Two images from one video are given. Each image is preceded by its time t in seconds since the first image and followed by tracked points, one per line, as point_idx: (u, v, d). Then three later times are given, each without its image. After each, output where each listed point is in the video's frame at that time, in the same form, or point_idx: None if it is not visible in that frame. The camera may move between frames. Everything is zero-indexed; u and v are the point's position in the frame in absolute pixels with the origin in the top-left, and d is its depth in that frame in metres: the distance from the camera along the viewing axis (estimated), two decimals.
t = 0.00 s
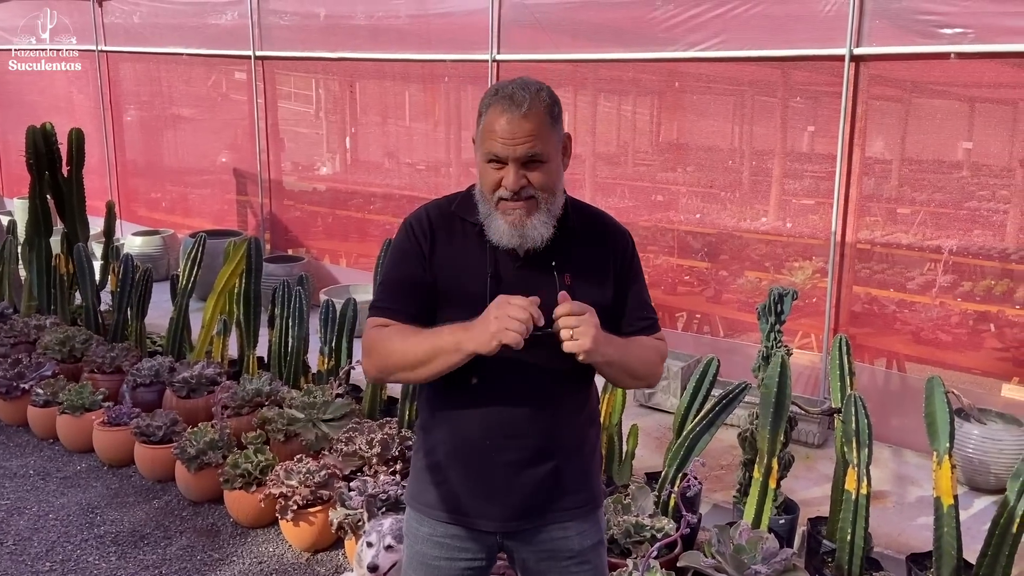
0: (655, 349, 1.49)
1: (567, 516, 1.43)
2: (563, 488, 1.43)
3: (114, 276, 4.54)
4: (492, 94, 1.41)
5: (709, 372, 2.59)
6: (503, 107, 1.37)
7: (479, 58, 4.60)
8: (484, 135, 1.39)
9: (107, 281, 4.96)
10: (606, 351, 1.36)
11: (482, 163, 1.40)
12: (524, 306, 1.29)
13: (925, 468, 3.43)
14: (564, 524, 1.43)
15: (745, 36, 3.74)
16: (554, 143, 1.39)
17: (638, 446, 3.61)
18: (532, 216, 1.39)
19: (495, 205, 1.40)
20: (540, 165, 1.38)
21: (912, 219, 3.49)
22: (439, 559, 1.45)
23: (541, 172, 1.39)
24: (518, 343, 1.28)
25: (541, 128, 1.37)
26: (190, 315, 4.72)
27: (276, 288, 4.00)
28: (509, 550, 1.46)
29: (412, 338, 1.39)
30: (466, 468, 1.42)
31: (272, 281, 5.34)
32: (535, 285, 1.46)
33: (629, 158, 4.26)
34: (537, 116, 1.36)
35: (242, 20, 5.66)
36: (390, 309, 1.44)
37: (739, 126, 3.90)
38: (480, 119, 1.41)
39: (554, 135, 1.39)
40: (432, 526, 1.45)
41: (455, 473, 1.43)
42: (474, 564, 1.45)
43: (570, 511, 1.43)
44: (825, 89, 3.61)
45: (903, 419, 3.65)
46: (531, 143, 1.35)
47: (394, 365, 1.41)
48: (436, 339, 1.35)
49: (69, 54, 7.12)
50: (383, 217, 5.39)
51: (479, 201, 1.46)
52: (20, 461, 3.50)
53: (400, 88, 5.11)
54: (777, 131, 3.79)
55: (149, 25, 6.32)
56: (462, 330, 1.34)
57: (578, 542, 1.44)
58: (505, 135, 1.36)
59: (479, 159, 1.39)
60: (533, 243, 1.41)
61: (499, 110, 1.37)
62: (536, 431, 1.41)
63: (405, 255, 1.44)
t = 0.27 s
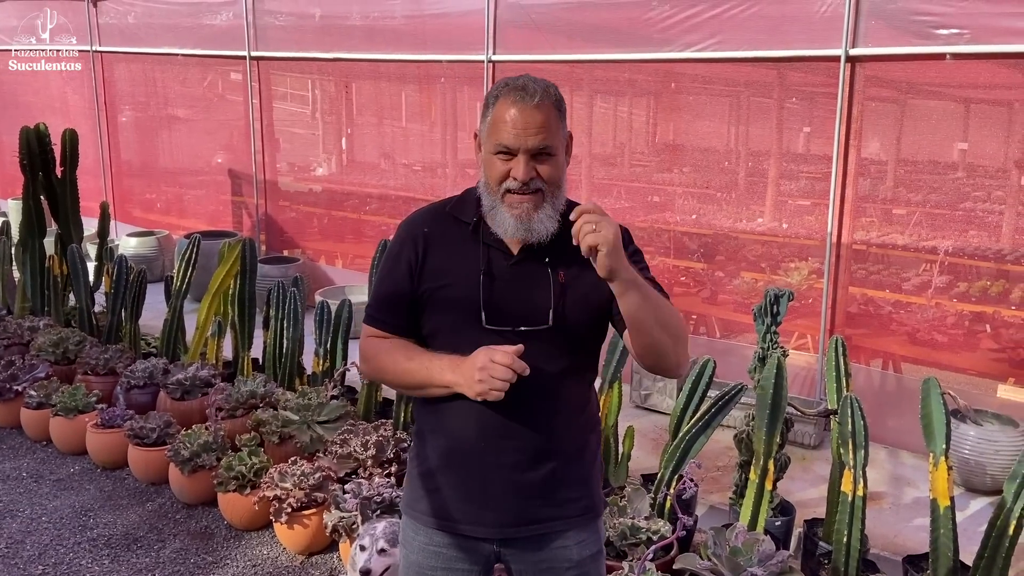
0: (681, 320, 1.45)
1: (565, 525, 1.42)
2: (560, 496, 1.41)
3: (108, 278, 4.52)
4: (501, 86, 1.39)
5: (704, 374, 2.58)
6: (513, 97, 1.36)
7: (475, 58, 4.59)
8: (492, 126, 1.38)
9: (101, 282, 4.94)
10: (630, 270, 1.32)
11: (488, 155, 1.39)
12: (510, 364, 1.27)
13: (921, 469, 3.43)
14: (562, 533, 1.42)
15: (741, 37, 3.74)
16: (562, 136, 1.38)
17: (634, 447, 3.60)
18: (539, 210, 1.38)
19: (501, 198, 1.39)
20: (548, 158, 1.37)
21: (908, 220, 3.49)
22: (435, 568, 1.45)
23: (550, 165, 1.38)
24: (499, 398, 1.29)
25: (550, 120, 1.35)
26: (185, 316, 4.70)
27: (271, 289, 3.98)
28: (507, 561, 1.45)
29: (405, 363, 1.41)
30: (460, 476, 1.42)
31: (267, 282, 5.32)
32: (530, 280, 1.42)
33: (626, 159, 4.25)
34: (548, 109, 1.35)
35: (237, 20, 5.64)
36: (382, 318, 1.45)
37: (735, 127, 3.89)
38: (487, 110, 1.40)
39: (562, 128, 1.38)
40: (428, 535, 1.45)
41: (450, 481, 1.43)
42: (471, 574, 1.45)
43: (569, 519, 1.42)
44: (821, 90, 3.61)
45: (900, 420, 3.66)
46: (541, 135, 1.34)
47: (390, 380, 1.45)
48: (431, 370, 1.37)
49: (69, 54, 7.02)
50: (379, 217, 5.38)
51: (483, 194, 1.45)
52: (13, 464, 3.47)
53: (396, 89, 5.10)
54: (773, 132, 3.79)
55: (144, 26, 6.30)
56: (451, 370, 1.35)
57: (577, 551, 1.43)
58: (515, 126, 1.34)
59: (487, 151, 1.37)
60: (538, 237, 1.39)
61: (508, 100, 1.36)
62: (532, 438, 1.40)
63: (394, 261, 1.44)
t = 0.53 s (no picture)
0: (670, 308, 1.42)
1: (556, 530, 1.40)
2: (551, 500, 1.40)
3: (102, 279, 4.50)
4: (496, 88, 1.38)
5: (700, 375, 2.57)
6: (508, 100, 1.35)
7: (470, 59, 4.58)
8: (486, 129, 1.37)
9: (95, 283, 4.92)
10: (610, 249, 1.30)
11: (482, 157, 1.38)
12: (494, 355, 1.27)
13: (917, 470, 3.43)
14: (553, 538, 1.41)
15: (737, 37, 3.73)
16: (557, 140, 1.37)
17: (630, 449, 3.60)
18: (533, 213, 1.37)
19: (494, 201, 1.38)
20: (542, 161, 1.36)
21: (904, 220, 3.49)
22: (427, 571, 1.43)
23: (544, 168, 1.36)
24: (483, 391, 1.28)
25: (544, 124, 1.34)
26: (179, 317, 4.69)
27: (265, 290, 3.96)
28: (498, 565, 1.44)
29: (396, 360, 1.41)
30: (452, 477, 1.41)
31: (263, 283, 5.31)
32: (520, 279, 1.40)
33: (622, 160, 4.25)
34: (542, 113, 1.34)
35: (232, 20, 5.63)
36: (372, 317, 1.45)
37: (731, 127, 3.89)
38: (482, 112, 1.38)
39: (557, 131, 1.37)
40: (419, 536, 1.44)
41: (442, 482, 1.42)
42: None
43: (560, 524, 1.40)
44: (816, 91, 3.61)
45: (895, 420, 3.66)
46: (536, 139, 1.33)
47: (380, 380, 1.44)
48: (420, 366, 1.37)
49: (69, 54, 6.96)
50: (375, 218, 5.36)
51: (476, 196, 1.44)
52: (5, 466, 3.46)
53: (392, 89, 5.09)
54: (769, 133, 3.79)
55: (139, 26, 6.28)
56: (439, 367, 1.34)
57: (568, 557, 1.42)
58: (509, 130, 1.33)
59: (481, 153, 1.36)
60: (531, 240, 1.38)
61: (502, 103, 1.35)
62: (525, 440, 1.38)
63: (385, 261, 1.44)
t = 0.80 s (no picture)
0: (662, 311, 1.41)
1: (549, 530, 1.39)
2: (545, 501, 1.39)
3: (96, 279, 4.48)
4: (488, 88, 1.37)
5: (696, 376, 2.57)
6: (500, 101, 1.34)
7: (466, 59, 4.57)
8: (477, 129, 1.36)
9: (89, 284, 4.90)
10: (605, 259, 1.29)
11: (474, 158, 1.37)
12: (484, 358, 1.26)
13: (913, 470, 3.43)
14: (546, 538, 1.40)
15: (732, 38, 3.73)
16: (549, 141, 1.36)
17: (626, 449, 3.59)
18: (525, 214, 1.36)
19: (487, 202, 1.37)
20: (534, 162, 1.35)
21: (899, 221, 3.49)
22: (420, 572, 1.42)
23: (536, 169, 1.36)
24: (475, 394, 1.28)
25: (536, 125, 1.34)
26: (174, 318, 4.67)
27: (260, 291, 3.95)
28: (492, 566, 1.43)
29: (388, 363, 1.40)
30: (445, 478, 1.40)
31: (258, 283, 5.29)
32: (512, 281, 1.40)
33: (618, 160, 4.24)
34: (534, 114, 1.33)
35: (227, 20, 5.61)
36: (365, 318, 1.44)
37: (727, 128, 3.88)
38: (474, 112, 1.38)
39: (549, 132, 1.36)
40: (412, 538, 1.43)
41: (435, 483, 1.41)
42: None
43: (553, 524, 1.40)
44: (812, 91, 3.61)
45: (891, 420, 3.66)
46: (528, 140, 1.32)
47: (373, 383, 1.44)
48: (412, 368, 1.37)
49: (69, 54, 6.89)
50: (371, 219, 5.35)
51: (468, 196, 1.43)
52: None
53: (387, 89, 5.08)
54: (765, 133, 3.79)
55: (134, 26, 6.27)
56: (430, 369, 1.34)
57: (561, 558, 1.41)
58: (501, 131, 1.32)
59: (472, 154, 1.35)
60: (523, 241, 1.38)
61: (495, 104, 1.34)
62: (518, 440, 1.38)
63: (377, 261, 1.43)
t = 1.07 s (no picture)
0: (658, 314, 1.42)
1: (547, 530, 1.39)
2: (542, 501, 1.39)
3: (92, 279, 4.46)
4: (483, 87, 1.37)
5: (693, 376, 2.56)
6: (496, 99, 1.33)
7: (462, 58, 4.56)
8: (473, 128, 1.35)
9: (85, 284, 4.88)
10: (606, 272, 1.29)
11: (470, 157, 1.36)
12: (459, 336, 1.25)
13: (910, 471, 3.43)
14: (544, 538, 1.39)
15: (729, 37, 3.73)
16: (545, 140, 1.36)
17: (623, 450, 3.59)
18: (521, 212, 1.35)
19: (483, 201, 1.36)
20: (530, 161, 1.34)
21: (896, 220, 3.48)
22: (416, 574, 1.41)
23: (532, 169, 1.35)
24: (450, 375, 1.25)
25: (533, 123, 1.33)
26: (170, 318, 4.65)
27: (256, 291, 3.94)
28: (488, 567, 1.42)
29: (369, 356, 1.38)
30: (442, 479, 1.39)
31: (254, 283, 5.28)
32: (508, 281, 1.39)
33: (614, 160, 4.23)
34: (531, 113, 1.33)
35: (223, 19, 5.60)
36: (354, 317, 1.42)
37: (724, 127, 3.88)
38: (469, 111, 1.37)
39: (544, 131, 1.36)
40: (408, 540, 1.41)
41: (431, 485, 1.40)
42: None
43: (551, 524, 1.39)
44: (809, 91, 3.60)
45: (888, 420, 3.66)
46: (524, 139, 1.32)
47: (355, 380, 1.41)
48: (391, 358, 1.35)
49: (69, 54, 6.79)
50: (367, 219, 5.34)
51: (463, 196, 1.42)
52: None
53: (384, 89, 5.07)
54: (761, 133, 3.78)
55: (130, 25, 6.25)
56: (409, 356, 1.32)
57: (559, 558, 1.40)
58: (498, 129, 1.32)
59: (468, 153, 1.34)
60: (519, 240, 1.36)
61: (491, 103, 1.34)
62: (515, 440, 1.37)
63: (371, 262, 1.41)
